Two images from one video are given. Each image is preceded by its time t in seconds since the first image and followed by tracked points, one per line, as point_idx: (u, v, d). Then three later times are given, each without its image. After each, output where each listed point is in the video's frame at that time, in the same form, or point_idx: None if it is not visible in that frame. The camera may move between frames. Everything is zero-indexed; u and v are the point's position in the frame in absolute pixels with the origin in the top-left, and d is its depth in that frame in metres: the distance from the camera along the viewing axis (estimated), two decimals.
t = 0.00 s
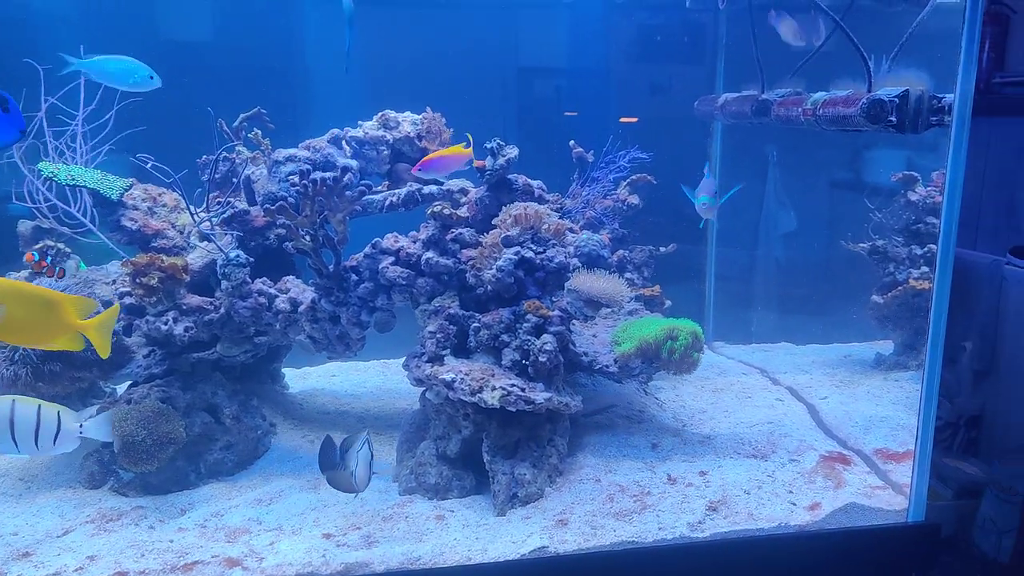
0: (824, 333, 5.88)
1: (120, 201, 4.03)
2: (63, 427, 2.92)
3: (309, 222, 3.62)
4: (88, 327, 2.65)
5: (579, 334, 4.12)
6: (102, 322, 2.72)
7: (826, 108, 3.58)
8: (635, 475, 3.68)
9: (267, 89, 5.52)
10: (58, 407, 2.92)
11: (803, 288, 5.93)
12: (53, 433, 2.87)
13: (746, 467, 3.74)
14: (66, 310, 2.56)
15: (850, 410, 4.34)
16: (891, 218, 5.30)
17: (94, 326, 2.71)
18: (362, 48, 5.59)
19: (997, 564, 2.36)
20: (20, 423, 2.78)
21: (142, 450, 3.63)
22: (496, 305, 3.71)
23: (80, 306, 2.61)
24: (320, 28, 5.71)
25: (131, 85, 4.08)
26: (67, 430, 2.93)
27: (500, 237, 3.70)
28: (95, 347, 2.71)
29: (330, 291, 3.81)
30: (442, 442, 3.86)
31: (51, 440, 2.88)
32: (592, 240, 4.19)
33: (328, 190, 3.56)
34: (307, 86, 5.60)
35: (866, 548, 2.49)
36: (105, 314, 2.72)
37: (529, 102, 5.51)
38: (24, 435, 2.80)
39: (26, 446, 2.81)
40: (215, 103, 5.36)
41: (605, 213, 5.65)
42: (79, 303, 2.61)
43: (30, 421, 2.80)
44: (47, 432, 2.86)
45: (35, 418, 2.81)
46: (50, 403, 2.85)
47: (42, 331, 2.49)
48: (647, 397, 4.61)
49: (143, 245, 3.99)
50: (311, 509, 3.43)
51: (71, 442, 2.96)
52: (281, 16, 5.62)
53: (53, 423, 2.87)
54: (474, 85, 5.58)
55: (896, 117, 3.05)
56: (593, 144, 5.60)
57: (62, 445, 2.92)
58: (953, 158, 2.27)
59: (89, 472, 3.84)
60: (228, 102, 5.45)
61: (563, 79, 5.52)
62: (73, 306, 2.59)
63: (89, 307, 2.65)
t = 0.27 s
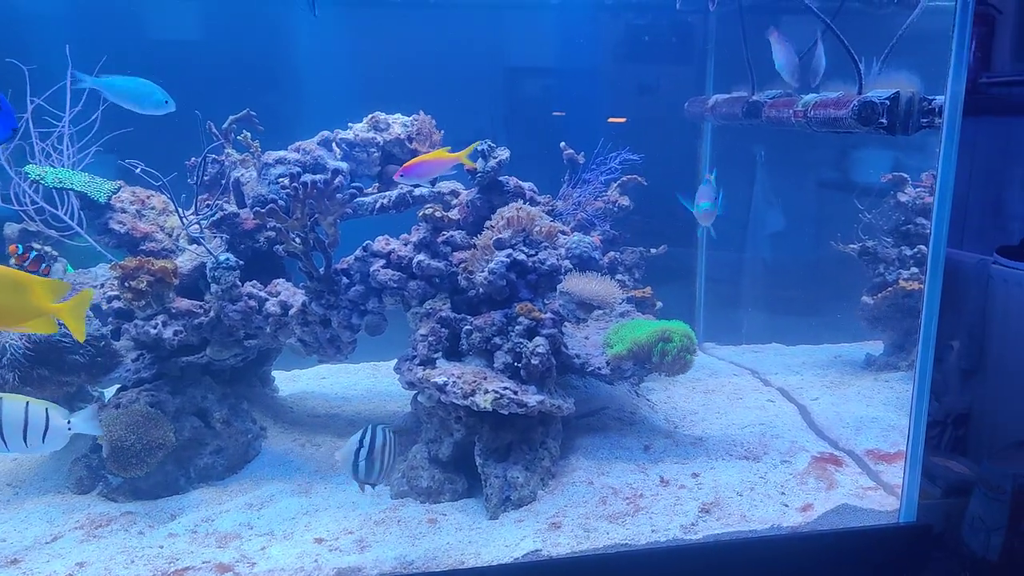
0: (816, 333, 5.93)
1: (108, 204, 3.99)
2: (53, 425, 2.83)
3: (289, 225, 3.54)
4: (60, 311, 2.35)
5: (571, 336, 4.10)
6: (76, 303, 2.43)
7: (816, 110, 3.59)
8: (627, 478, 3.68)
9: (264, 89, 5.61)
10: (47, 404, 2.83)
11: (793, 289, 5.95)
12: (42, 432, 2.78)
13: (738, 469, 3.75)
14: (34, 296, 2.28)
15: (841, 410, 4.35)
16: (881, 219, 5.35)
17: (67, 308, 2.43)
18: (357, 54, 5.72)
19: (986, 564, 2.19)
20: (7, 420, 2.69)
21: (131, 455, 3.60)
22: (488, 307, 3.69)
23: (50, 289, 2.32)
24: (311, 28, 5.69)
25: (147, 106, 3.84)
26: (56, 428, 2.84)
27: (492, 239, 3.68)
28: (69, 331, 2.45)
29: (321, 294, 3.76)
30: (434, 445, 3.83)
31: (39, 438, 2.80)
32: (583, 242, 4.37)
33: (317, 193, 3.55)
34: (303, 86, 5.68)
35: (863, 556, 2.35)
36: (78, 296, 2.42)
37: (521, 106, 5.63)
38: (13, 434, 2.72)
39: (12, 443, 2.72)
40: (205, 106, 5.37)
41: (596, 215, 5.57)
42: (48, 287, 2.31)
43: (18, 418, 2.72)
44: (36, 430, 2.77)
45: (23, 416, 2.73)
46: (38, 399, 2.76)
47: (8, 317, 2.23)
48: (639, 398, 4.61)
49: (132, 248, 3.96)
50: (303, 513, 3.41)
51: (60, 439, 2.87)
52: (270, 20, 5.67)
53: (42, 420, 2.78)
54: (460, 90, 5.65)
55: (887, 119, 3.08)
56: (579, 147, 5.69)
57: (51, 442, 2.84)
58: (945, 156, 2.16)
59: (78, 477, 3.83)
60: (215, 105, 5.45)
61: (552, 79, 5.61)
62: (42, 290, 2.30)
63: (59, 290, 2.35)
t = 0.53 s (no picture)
0: (812, 336, 5.92)
1: (103, 210, 3.97)
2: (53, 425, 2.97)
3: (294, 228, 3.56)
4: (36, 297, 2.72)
5: (567, 342, 4.09)
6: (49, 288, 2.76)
7: (813, 116, 3.60)
8: (624, 484, 3.68)
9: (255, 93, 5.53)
10: (50, 406, 2.97)
11: (789, 294, 5.94)
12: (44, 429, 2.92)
13: (735, 474, 3.76)
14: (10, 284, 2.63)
15: (837, 415, 4.35)
16: (874, 223, 5.38)
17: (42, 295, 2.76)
18: (350, 61, 5.72)
19: (977, 565, 2.14)
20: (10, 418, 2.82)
21: (127, 464, 3.57)
22: (485, 314, 3.68)
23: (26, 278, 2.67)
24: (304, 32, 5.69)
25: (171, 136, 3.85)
26: (56, 428, 2.98)
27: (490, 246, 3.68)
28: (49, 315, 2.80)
29: (318, 301, 3.79)
30: (431, 452, 3.82)
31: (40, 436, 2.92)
32: (579, 247, 4.39)
33: (315, 201, 3.58)
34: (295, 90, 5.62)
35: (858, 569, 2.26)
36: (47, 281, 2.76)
37: (518, 110, 5.62)
38: (18, 433, 2.84)
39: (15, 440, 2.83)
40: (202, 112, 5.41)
41: (592, 220, 5.44)
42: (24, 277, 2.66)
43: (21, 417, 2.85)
44: (37, 428, 2.90)
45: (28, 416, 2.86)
46: (41, 399, 2.91)
47: None
48: (635, 404, 4.60)
49: (127, 255, 3.93)
50: (300, 521, 3.40)
51: (59, 441, 3.00)
52: (264, 26, 5.68)
53: (43, 419, 2.92)
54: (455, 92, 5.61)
55: (884, 125, 3.10)
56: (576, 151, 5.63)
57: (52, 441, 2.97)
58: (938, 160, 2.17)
59: (73, 486, 3.81)
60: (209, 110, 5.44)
61: (543, 80, 5.56)
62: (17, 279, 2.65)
63: (33, 278, 2.69)
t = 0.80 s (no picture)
0: (813, 340, 5.90)
1: (103, 216, 3.95)
2: (60, 427, 2.91)
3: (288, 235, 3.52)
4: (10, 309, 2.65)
5: (569, 348, 4.07)
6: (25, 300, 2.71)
7: (815, 122, 3.61)
8: (627, 491, 3.68)
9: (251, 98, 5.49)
10: (57, 408, 2.91)
11: (793, 299, 5.86)
12: (51, 432, 2.87)
13: (737, 481, 3.76)
14: None
15: (838, 421, 4.35)
16: (874, 226, 5.28)
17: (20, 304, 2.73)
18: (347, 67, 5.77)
19: (974, 566, 2.22)
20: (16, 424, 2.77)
21: (128, 472, 3.54)
22: (487, 320, 3.68)
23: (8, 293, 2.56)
24: (301, 36, 5.73)
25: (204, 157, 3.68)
26: (64, 429, 2.92)
27: (492, 252, 3.67)
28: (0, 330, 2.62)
29: (319, 307, 3.77)
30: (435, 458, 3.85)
31: (48, 439, 2.87)
32: (579, 254, 4.30)
33: (317, 208, 3.54)
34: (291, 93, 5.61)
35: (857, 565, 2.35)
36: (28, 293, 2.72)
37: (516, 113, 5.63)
38: (23, 437, 2.80)
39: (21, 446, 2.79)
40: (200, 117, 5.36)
41: (592, 225, 5.39)
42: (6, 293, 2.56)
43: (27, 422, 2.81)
44: (45, 431, 2.85)
45: (33, 420, 2.82)
46: (45, 403, 2.85)
47: None
48: (636, 409, 4.58)
49: (127, 261, 3.91)
50: (302, 529, 3.38)
51: (68, 442, 2.95)
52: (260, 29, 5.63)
53: (50, 423, 2.87)
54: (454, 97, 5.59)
55: (886, 132, 3.11)
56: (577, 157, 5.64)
57: (60, 442, 2.92)
58: (941, 167, 2.20)
59: (73, 493, 3.81)
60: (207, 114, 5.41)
61: (539, 82, 5.65)
62: None
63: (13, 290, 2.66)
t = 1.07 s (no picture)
0: (817, 345, 5.84)
1: (110, 221, 3.94)
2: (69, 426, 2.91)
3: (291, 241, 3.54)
4: None
5: (575, 354, 4.06)
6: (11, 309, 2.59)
7: (822, 128, 3.62)
8: (634, 496, 3.68)
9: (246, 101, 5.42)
10: (66, 408, 2.90)
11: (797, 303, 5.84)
12: (62, 430, 2.86)
13: (744, 487, 3.75)
14: None
15: (843, 426, 4.35)
16: (877, 231, 5.23)
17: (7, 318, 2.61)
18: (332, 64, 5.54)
19: (974, 569, 2.22)
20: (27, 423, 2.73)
21: (137, 477, 3.53)
22: (495, 326, 3.67)
23: None
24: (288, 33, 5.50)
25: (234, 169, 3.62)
26: (76, 428, 2.95)
27: (500, 258, 3.67)
28: (11, 337, 2.65)
29: (327, 313, 3.75)
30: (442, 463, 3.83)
31: (59, 437, 2.86)
32: (585, 258, 4.30)
33: (325, 213, 3.67)
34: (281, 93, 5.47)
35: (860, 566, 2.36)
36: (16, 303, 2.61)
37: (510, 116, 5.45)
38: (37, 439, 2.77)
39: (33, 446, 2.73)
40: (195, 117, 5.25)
41: (598, 229, 5.52)
42: None
43: (39, 421, 2.78)
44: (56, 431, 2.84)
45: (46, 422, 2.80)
46: (56, 402, 2.85)
47: None
48: (642, 414, 4.56)
49: (134, 266, 3.92)
50: (309, 535, 3.37)
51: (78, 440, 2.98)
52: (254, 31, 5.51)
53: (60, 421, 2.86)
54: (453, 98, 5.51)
55: (895, 139, 3.11)
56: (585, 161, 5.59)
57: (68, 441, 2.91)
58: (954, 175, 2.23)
59: (79, 498, 3.78)
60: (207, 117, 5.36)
61: (534, 83, 5.47)
62: None
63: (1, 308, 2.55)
